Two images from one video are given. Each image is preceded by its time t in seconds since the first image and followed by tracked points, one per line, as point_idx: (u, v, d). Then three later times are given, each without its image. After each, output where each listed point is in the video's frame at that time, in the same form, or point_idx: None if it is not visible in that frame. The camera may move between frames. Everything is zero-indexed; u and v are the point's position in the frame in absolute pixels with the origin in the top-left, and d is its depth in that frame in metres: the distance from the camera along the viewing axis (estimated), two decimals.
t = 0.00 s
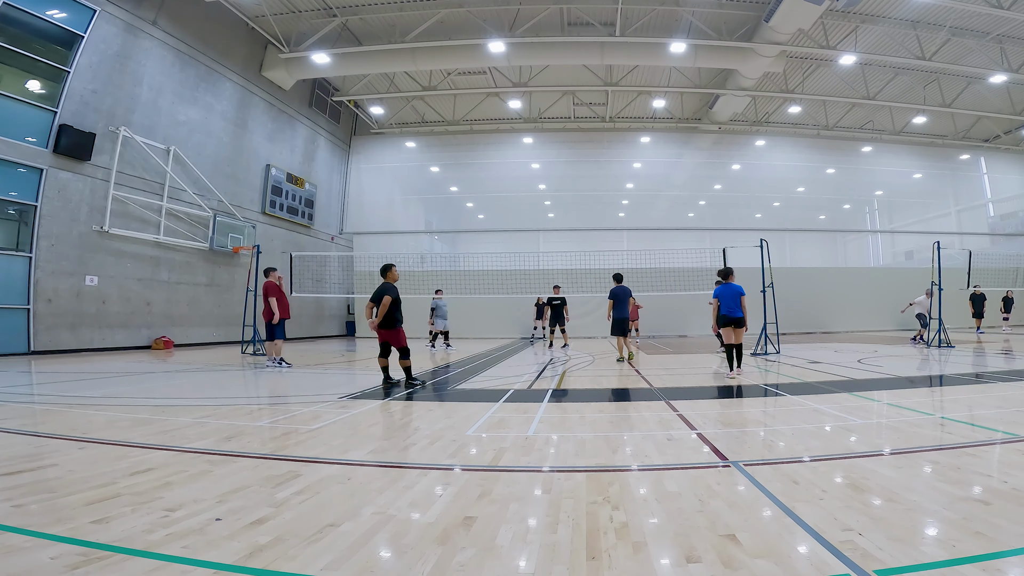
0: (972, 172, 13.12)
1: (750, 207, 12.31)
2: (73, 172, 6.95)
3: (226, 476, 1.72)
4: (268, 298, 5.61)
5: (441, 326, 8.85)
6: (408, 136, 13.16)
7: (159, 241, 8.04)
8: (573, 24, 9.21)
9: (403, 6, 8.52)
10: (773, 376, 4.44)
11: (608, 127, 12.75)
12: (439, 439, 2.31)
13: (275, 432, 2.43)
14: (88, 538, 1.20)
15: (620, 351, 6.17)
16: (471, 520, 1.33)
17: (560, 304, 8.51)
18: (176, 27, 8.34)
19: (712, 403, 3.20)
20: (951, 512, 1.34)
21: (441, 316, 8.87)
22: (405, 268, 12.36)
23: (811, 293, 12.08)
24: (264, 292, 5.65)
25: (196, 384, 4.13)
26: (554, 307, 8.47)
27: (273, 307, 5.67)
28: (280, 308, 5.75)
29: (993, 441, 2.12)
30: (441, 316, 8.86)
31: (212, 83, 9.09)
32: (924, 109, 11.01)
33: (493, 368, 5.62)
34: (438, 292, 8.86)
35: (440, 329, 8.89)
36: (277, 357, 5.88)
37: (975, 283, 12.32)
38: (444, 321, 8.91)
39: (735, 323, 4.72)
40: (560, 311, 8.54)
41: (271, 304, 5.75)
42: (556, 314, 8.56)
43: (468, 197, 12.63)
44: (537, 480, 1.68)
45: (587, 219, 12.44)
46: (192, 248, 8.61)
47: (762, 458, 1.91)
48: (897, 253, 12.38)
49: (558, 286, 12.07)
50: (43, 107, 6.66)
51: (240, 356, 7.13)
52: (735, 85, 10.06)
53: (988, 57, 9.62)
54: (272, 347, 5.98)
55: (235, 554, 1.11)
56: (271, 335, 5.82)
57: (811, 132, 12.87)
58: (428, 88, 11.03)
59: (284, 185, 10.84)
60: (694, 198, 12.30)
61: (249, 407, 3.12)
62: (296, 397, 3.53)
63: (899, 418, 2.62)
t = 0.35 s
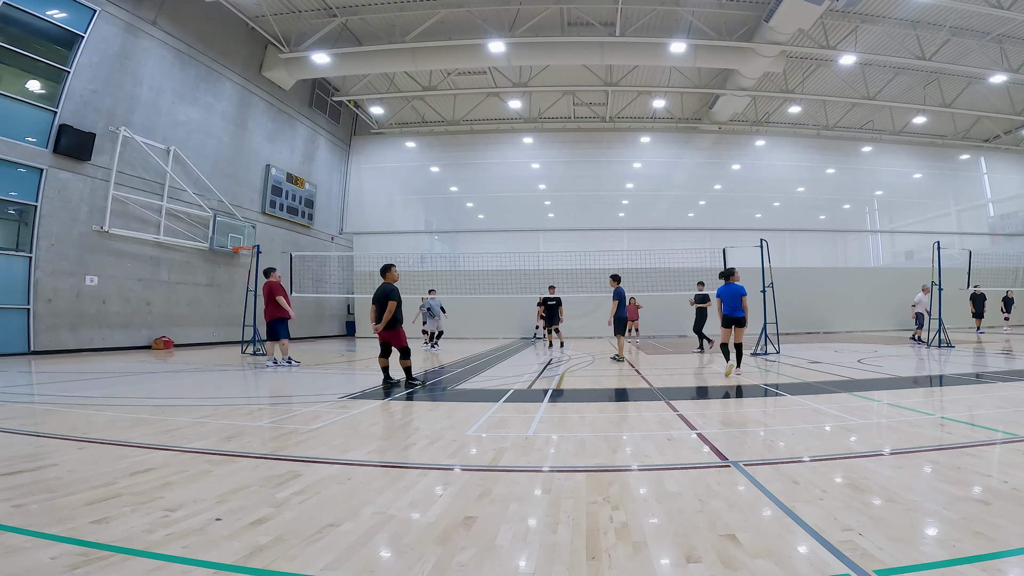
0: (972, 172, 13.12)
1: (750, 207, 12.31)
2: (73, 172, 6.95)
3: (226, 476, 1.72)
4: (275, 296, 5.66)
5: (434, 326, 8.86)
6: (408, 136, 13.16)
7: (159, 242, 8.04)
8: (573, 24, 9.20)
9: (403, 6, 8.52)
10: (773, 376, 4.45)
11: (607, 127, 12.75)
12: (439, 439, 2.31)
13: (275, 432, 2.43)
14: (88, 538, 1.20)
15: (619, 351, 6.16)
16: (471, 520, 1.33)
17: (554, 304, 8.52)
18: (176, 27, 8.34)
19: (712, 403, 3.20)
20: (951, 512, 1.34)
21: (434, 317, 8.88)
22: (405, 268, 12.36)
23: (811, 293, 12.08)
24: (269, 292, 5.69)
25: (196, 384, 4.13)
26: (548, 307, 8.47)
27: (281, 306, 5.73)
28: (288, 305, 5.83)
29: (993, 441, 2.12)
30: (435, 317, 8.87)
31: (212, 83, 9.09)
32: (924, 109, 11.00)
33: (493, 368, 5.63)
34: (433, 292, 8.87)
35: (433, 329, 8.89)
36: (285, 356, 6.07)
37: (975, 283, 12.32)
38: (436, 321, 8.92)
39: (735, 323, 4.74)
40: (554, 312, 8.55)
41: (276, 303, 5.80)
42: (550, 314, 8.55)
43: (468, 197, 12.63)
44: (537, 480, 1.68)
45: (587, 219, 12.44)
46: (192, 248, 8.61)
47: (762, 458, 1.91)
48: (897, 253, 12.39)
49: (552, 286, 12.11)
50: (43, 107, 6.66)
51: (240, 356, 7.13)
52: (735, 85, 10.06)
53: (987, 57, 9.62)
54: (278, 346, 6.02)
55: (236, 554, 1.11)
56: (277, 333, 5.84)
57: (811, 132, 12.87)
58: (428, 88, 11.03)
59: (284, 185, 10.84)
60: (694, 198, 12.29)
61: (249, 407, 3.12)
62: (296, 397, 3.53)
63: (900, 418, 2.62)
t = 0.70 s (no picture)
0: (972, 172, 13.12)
1: (750, 207, 12.30)
2: (73, 172, 6.95)
3: (226, 476, 1.72)
4: (280, 298, 5.69)
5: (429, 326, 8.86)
6: (408, 136, 13.16)
7: (159, 242, 8.04)
8: (573, 24, 9.20)
9: (403, 6, 8.52)
10: (774, 376, 4.45)
11: (607, 127, 12.75)
12: (439, 439, 2.31)
13: (275, 432, 2.43)
14: (88, 538, 1.20)
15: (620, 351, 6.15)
16: (471, 520, 1.32)
17: (551, 304, 8.48)
18: (176, 27, 8.34)
19: (713, 403, 3.20)
20: (950, 512, 1.34)
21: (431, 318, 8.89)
22: (405, 268, 12.35)
23: (811, 293, 12.08)
24: (275, 293, 5.73)
25: (196, 384, 4.13)
26: (545, 307, 8.42)
27: (285, 307, 5.74)
28: (293, 307, 5.84)
29: (994, 441, 2.12)
30: (430, 317, 8.88)
31: (212, 83, 9.09)
32: (924, 109, 11.01)
33: (493, 368, 5.63)
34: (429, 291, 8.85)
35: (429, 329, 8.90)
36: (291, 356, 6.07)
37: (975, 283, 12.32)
38: (432, 322, 8.92)
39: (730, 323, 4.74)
40: (550, 311, 8.51)
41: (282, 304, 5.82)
42: (546, 315, 8.53)
43: (468, 197, 12.63)
44: (537, 480, 1.67)
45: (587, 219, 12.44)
46: (191, 248, 8.61)
47: (762, 458, 1.91)
48: (897, 253, 12.39)
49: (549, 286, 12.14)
50: (43, 107, 6.66)
51: (240, 356, 7.12)
52: (735, 85, 10.06)
53: (987, 57, 9.62)
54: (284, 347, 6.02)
55: (235, 554, 1.11)
56: (281, 334, 5.81)
57: (811, 132, 12.87)
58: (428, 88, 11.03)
59: (284, 185, 10.84)
60: (694, 198, 12.29)
61: (248, 407, 3.11)
62: (296, 397, 3.53)
63: (900, 418, 2.62)
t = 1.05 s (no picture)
0: (972, 172, 13.12)
1: (750, 207, 12.30)
2: (73, 172, 6.95)
3: (227, 476, 1.73)
4: (288, 300, 5.66)
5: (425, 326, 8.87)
6: (408, 136, 13.16)
7: (159, 242, 8.05)
8: (573, 24, 9.19)
9: (403, 6, 8.52)
10: (773, 376, 4.45)
11: (607, 127, 12.75)
12: (439, 439, 2.31)
13: (275, 432, 2.43)
14: (88, 538, 1.20)
15: (620, 350, 6.16)
16: (471, 520, 1.33)
17: (548, 304, 8.50)
18: (176, 27, 8.34)
19: (713, 403, 3.20)
20: (950, 512, 1.34)
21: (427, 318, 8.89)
22: (405, 268, 12.35)
23: (811, 293, 12.08)
24: (284, 294, 5.69)
25: (197, 384, 4.14)
26: (542, 307, 8.45)
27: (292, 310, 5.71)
28: (299, 311, 5.78)
29: (994, 441, 2.12)
30: (426, 316, 8.86)
31: (212, 83, 9.09)
32: (924, 109, 11.01)
33: (493, 368, 5.63)
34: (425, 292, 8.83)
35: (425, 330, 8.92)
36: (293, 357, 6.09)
37: (975, 283, 12.31)
38: (429, 322, 8.92)
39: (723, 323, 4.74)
40: (547, 311, 8.51)
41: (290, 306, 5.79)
42: (544, 314, 8.53)
43: (468, 197, 12.63)
44: (537, 480, 1.68)
45: (587, 219, 12.44)
46: (192, 248, 8.62)
47: (762, 457, 1.91)
48: (897, 253, 12.39)
49: (545, 286, 12.12)
50: (43, 107, 6.66)
51: (240, 356, 7.12)
52: (735, 84, 10.06)
53: (987, 57, 9.62)
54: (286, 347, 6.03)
55: (236, 554, 1.11)
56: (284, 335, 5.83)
57: (811, 132, 12.87)
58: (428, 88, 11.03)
59: (284, 185, 10.84)
60: (694, 198, 12.30)
61: (248, 407, 3.11)
62: (297, 397, 3.53)
63: (900, 418, 2.62)
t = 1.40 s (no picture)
0: (972, 172, 13.12)
1: (750, 207, 12.30)
2: (73, 172, 6.95)
3: (227, 476, 1.72)
4: (293, 299, 5.74)
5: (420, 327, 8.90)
6: (408, 136, 13.16)
7: (159, 242, 8.04)
8: (573, 24, 9.20)
9: (403, 6, 8.53)
10: (774, 376, 4.45)
11: (607, 127, 12.76)
12: (439, 439, 2.31)
13: (276, 432, 2.43)
14: (88, 538, 1.20)
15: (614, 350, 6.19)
16: (471, 520, 1.33)
17: (543, 304, 8.52)
18: (176, 27, 8.34)
19: (713, 403, 3.20)
20: (950, 512, 1.34)
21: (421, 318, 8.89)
22: (405, 268, 12.35)
23: (811, 293, 12.08)
24: (290, 294, 5.79)
25: (197, 384, 4.13)
26: (535, 306, 8.44)
27: (297, 309, 5.77)
28: (305, 309, 5.85)
29: (994, 441, 2.12)
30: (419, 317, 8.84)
31: (212, 83, 9.09)
32: (923, 109, 11.01)
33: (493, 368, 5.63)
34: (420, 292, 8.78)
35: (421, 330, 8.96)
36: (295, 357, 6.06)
37: (975, 283, 12.31)
38: (424, 323, 8.93)
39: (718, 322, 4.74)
40: (542, 311, 8.53)
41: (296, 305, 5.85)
42: (538, 314, 8.53)
43: (468, 197, 12.64)
44: (537, 480, 1.68)
45: (587, 219, 12.43)
46: (191, 248, 8.62)
47: (762, 458, 1.91)
48: (897, 253, 12.39)
49: (537, 285, 12.10)
50: (43, 107, 6.66)
51: (240, 356, 7.12)
52: (735, 85, 10.06)
53: (987, 57, 9.62)
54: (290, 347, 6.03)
55: (235, 554, 1.11)
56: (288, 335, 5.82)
57: (811, 132, 12.88)
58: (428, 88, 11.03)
59: (284, 185, 10.84)
60: (694, 198, 12.29)
61: (248, 407, 3.11)
62: (297, 397, 3.53)
63: (900, 418, 2.62)
